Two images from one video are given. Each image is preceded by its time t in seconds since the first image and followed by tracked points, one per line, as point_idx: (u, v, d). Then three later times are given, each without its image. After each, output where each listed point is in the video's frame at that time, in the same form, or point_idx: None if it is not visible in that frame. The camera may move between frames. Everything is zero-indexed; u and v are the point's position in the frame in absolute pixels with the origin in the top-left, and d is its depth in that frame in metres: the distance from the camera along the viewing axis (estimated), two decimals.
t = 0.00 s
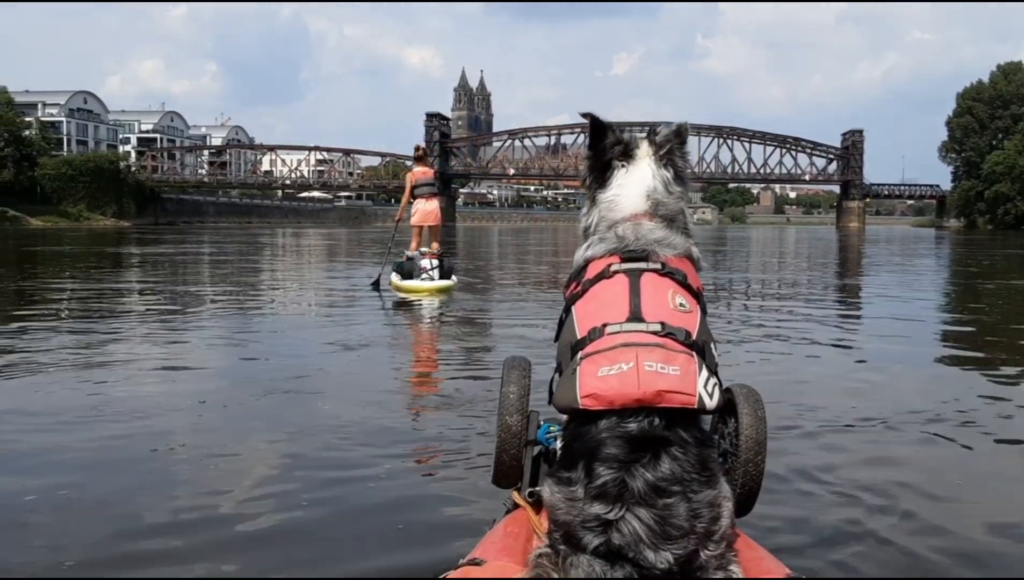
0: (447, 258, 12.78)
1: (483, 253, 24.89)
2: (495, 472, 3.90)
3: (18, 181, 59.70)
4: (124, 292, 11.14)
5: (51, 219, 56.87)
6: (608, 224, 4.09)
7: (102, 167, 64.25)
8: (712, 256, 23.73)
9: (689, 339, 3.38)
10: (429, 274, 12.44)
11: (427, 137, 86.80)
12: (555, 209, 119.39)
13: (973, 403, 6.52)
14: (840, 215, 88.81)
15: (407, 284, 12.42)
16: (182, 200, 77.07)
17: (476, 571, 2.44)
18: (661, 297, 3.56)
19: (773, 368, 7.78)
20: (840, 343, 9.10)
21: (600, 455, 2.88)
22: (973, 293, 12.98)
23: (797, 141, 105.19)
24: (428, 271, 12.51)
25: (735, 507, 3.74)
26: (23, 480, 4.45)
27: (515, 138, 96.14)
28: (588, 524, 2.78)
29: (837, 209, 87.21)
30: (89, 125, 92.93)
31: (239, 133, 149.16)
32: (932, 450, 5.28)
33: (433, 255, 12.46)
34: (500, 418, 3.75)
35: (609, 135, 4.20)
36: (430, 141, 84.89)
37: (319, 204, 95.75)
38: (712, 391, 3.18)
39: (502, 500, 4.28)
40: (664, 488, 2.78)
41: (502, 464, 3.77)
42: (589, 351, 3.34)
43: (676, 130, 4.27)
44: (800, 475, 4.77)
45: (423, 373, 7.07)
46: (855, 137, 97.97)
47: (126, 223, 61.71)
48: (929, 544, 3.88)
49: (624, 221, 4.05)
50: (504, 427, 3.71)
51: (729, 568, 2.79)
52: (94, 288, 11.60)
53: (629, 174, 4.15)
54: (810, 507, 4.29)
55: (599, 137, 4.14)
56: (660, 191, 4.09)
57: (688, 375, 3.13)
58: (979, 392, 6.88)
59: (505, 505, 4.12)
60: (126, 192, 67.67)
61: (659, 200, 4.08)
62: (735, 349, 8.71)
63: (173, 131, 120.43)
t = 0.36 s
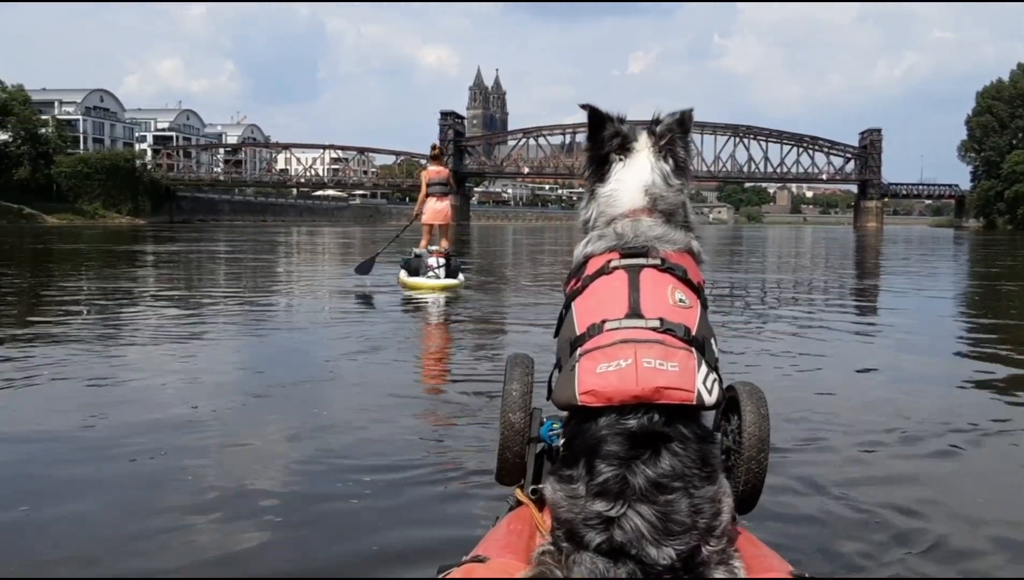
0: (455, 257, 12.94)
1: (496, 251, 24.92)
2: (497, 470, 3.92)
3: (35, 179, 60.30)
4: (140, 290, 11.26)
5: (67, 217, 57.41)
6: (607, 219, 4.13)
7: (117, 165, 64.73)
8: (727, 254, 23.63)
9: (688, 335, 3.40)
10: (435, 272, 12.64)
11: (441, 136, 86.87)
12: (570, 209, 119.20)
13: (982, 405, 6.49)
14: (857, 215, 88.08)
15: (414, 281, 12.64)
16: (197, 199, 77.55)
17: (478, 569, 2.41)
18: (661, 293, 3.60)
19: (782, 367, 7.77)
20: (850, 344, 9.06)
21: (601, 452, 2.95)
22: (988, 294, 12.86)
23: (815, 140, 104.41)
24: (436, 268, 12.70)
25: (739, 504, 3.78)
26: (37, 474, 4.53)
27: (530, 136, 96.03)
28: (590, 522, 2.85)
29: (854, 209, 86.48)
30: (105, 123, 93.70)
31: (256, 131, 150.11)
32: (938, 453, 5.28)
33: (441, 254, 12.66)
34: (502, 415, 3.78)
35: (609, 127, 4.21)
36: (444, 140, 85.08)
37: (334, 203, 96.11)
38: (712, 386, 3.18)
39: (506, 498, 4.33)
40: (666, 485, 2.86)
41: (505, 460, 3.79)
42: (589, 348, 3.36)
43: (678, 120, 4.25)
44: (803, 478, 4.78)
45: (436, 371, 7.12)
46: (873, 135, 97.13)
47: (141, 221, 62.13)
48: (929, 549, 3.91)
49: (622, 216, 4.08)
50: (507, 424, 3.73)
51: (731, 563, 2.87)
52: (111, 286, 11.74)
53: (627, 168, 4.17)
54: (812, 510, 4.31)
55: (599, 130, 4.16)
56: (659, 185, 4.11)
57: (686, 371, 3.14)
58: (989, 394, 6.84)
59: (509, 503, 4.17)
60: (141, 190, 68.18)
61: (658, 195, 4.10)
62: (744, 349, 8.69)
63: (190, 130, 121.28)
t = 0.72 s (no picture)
0: (465, 257, 13.00)
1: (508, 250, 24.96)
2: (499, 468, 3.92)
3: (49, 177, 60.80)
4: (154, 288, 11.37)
5: (82, 215, 57.88)
6: (608, 219, 4.13)
7: (132, 163, 65.25)
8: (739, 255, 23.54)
9: (690, 335, 3.44)
10: (443, 271, 12.74)
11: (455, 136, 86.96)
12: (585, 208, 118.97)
13: (990, 406, 6.46)
14: (874, 216, 87.39)
15: (423, 278, 12.77)
16: (212, 197, 78.09)
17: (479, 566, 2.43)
18: (662, 293, 3.61)
19: (790, 368, 7.75)
20: (860, 344, 9.04)
21: (603, 452, 2.98)
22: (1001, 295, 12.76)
23: (832, 140, 103.71)
24: (444, 266, 12.81)
25: (741, 503, 3.83)
26: (47, 468, 4.59)
27: (544, 136, 95.97)
28: (592, 522, 2.88)
29: (871, 209, 85.73)
30: (121, 122, 94.48)
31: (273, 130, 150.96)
32: (945, 454, 5.26)
33: (450, 253, 12.74)
34: (504, 414, 3.79)
35: (611, 129, 4.21)
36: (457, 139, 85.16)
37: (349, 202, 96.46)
38: (713, 387, 3.23)
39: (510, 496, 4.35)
40: (668, 485, 2.89)
41: (507, 459, 3.79)
42: (590, 348, 3.41)
43: (680, 121, 4.23)
44: (808, 479, 4.78)
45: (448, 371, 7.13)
46: (891, 135, 96.30)
47: (155, 220, 62.60)
48: (932, 550, 3.91)
49: (623, 216, 4.08)
50: (509, 423, 3.73)
51: (733, 564, 2.91)
52: (126, 284, 11.84)
53: (629, 168, 4.17)
54: (816, 512, 4.31)
55: (600, 131, 4.17)
56: (659, 185, 4.11)
57: (688, 371, 3.20)
58: (998, 394, 6.81)
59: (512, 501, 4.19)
60: (156, 188, 68.72)
61: (659, 195, 4.10)
62: (753, 348, 8.67)
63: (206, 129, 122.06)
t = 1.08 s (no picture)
0: (474, 254, 13.06)
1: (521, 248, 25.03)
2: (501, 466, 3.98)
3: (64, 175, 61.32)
4: (169, 286, 11.53)
5: (96, 213, 58.38)
6: (609, 218, 4.22)
7: (146, 160, 65.77)
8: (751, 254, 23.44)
9: (688, 334, 3.54)
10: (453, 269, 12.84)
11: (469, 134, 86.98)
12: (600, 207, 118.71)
13: (996, 407, 6.46)
14: (892, 215, 86.58)
15: (434, 277, 12.89)
16: (226, 195, 78.61)
17: (481, 568, 2.62)
18: (660, 292, 3.70)
19: (798, 368, 7.75)
20: (869, 344, 9.05)
21: (602, 452, 3.03)
22: (1014, 295, 12.68)
23: (849, 138, 102.90)
24: (454, 264, 12.91)
25: (742, 502, 3.88)
26: (60, 464, 4.67)
27: (558, 134, 95.90)
28: (591, 521, 2.90)
29: (888, 208, 85.01)
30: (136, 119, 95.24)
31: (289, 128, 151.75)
32: (948, 455, 5.29)
33: (459, 250, 12.84)
34: (506, 413, 3.85)
35: (615, 130, 4.30)
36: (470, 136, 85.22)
37: (363, 200, 96.79)
38: (712, 385, 3.30)
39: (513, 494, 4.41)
40: (667, 484, 2.93)
41: (508, 458, 3.85)
42: (590, 346, 3.51)
43: (683, 122, 4.33)
44: (811, 479, 4.80)
45: (458, 368, 7.21)
46: (909, 132, 95.45)
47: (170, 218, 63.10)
48: (932, 554, 3.93)
49: (624, 215, 4.17)
50: (510, 422, 3.80)
51: (734, 563, 2.91)
52: (141, 282, 11.97)
53: (631, 168, 4.26)
54: (818, 512, 4.34)
55: (604, 131, 4.26)
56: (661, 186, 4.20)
57: (686, 369, 3.29)
58: (1005, 396, 6.79)
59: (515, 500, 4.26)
60: (170, 186, 69.25)
61: (660, 196, 4.20)
62: (762, 347, 8.71)
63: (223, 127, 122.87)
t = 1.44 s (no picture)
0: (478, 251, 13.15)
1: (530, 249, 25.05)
2: (500, 466, 4.00)
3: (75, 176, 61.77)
4: (179, 285, 11.64)
5: (107, 213, 58.80)
6: (605, 216, 4.27)
7: (156, 160, 66.18)
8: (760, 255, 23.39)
9: (685, 335, 3.60)
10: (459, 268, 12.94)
11: (480, 133, 87.05)
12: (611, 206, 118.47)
13: (1000, 406, 6.46)
14: (906, 214, 85.97)
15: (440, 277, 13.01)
16: (236, 195, 78.97)
17: (479, 568, 2.69)
18: (657, 293, 3.78)
19: (802, 367, 7.76)
20: (875, 343, 9.05)
21: (600, 453, 3.09)
22: None
23: (863, 136, 102.31)
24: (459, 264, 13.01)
25: (741, 502, 3.92)
26: (67, 460, 4.74)
27: (568, 133, 95.78)
28: (589, 522, 2.96)
29: (901, 207, 84.39)
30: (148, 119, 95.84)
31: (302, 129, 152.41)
32: (950, 454, 5.30)
33: (464, 249, 12.94)
34: (506, 413, 3.88)
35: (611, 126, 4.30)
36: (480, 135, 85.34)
37: (375, 200, 97.02)
38: (708, 386, 3.36)
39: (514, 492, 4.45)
40: (665, 484, 2.99)
41: (508, 458, 3.87)
42: (587, 348, 3.57)
43: (679, 119, 4.34)
44: (811, 479, 4.83)
45: (461, 367, 7.25)
46: (922, 131, 94.79)
47: (181, 218, 63.46)
48: (929, 551, 3.95)
49: (621, 214, 4.21)
50: (510, 422, 3.82)
51: (733, 562, 2.98)
52: (150, 281, 12.08)
53: (627, 166, 4.30)
54: (817, 512, 4.37)
55: (600, 128, 4.27)
56: (658, 185, 4.24)
57: (683, 370, 3.34)
58: (1009, 395, 6.79)
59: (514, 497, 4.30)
60: (180, 185, 69.63)
61: (657, 194, 4.24)
62: (767, 346, 8.73)
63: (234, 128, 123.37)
